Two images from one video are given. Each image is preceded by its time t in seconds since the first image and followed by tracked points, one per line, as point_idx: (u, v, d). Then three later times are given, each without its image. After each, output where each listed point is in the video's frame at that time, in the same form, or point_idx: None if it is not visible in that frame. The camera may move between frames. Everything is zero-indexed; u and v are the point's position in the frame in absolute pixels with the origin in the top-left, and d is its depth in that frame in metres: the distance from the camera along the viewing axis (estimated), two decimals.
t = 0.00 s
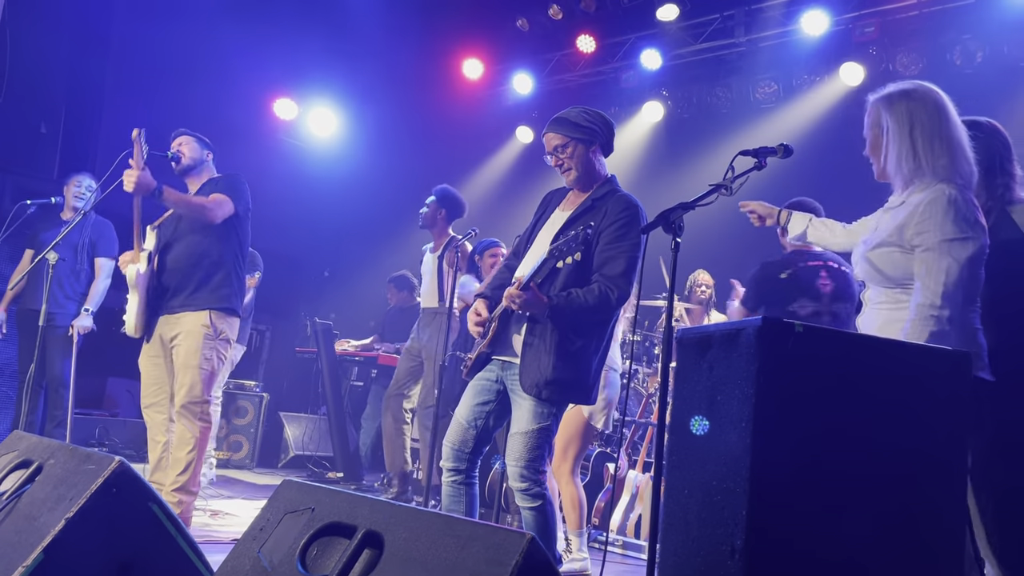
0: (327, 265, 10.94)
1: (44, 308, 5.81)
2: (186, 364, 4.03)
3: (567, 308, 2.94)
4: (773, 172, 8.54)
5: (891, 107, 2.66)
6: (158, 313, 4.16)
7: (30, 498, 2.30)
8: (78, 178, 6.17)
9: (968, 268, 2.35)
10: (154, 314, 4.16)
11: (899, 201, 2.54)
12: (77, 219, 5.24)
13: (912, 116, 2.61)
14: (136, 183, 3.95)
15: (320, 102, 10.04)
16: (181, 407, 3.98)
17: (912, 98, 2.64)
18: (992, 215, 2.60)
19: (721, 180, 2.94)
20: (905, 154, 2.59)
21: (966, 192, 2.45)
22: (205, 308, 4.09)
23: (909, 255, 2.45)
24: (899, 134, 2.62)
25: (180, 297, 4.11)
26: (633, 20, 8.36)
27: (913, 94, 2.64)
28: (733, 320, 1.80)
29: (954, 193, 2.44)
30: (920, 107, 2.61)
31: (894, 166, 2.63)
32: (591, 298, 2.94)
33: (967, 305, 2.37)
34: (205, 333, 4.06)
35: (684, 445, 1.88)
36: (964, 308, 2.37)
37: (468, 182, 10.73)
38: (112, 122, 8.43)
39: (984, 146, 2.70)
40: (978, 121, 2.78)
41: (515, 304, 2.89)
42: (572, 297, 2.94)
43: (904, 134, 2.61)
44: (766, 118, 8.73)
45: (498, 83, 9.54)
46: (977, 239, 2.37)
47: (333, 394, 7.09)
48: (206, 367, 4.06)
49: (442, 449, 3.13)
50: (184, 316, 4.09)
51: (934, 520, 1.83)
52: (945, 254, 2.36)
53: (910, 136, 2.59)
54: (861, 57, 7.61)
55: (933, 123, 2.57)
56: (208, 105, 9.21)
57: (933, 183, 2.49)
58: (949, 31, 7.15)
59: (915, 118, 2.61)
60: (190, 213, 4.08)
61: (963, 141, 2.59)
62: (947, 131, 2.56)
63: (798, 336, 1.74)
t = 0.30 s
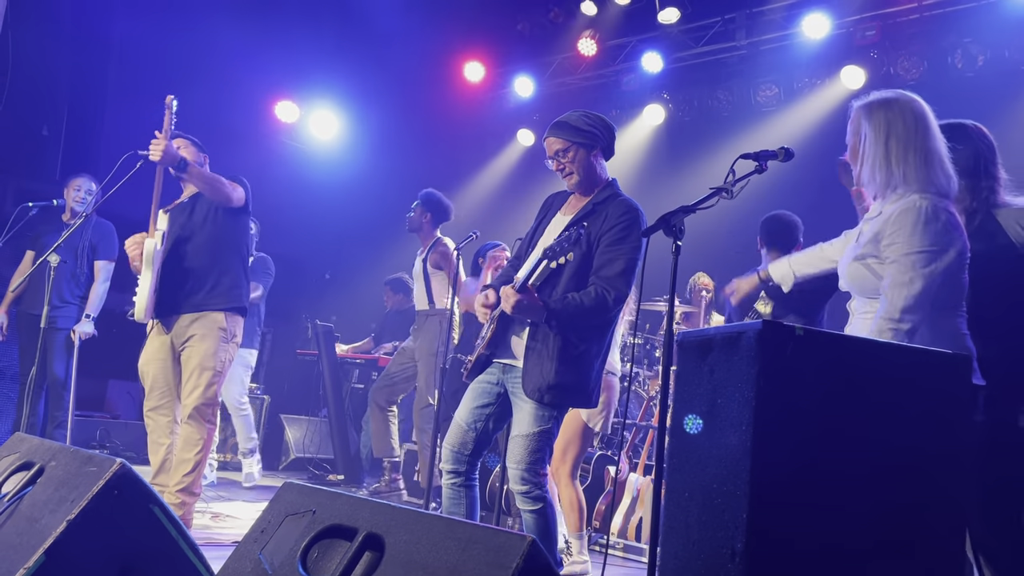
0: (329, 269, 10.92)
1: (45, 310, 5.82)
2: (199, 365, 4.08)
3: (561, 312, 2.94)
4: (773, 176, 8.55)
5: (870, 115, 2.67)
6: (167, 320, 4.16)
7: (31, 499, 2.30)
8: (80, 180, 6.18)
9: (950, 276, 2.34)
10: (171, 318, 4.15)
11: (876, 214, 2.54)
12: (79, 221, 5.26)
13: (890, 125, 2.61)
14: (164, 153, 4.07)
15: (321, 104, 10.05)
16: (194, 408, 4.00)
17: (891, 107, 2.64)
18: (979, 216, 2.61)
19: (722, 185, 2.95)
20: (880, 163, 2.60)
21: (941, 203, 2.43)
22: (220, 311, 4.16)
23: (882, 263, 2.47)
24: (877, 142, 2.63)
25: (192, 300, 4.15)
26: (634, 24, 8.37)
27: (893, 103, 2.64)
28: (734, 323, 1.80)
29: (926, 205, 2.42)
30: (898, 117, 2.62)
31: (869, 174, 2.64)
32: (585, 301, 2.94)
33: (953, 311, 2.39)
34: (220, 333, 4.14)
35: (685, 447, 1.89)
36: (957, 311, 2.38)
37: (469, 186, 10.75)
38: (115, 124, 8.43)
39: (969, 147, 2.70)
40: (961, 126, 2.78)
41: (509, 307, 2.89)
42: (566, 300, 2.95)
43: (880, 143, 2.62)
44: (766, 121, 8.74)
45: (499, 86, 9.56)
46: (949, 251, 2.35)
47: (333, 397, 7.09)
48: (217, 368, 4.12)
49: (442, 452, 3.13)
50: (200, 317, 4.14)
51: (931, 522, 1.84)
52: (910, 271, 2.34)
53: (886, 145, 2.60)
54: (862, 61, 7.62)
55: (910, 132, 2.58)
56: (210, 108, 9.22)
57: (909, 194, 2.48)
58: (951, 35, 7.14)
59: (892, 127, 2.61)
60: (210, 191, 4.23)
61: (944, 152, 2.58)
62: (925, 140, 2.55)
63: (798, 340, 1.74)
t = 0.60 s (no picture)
0: (330, 270, 11.00)
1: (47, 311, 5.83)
2: (204, 366, 4.08)
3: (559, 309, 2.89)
4: (775, 179, 8.54)
5: (869, 132, 2.67)
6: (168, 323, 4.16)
7: (32, 501, 2.30)
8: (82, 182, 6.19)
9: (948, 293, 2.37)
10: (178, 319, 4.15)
11: (871, 235, 2.54)
12: (81, 223, 5.27)
13: (887, 145, 2.61)
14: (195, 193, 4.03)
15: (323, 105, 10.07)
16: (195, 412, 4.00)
17: (889, 125, 2.64)
18: (973, 221, 2.72)
19: (723, 188, 2.95)
20: (875, 182, 2.60)
21: (936, 223, 2.43)
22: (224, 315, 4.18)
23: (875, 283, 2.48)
24: (875, 161, 2.63)
25: (194, 302, 4.16)
26: (634, 27, 8.39)
27: (891, 121, 2.64)
28: (735, 326, 1.81)
29: (914, 225, 2.42)
30: (895, 136, 2.62)
31: (864, 193, 2.65)
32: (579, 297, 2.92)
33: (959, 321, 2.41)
34: (223, 337, 4.17)
35: (687, 448, 1.89)
36: (956, 318, 2.39)
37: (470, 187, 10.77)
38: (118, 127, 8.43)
39: (962, 151, 2.83)
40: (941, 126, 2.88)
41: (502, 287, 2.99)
42: (563, 295, 2.90)
43: (877, 162, 2.62)
44: (766, 124, 8.75)
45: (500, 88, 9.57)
46: (944, 271, 2.37)
47: (334, 399, 7.09)
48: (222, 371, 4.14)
49: (442, 455, 3.13)
50: (199, 320, 4.13)
51: (935, 524, 1.84)
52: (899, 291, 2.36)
53: (882, 165, 2.61)
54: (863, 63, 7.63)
55: (906, 153, 2.58)
56: (212, 109, 9.23)
57: (904, 215, 2.48)
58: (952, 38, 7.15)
59: (889, 146, 2.62)
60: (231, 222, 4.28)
61: (941, 170, 2.60)
62: (922, 160, 2.56)
63: (799, 342, 1.75)
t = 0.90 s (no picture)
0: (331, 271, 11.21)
1: (50, 312, 5.85)
2: (186, 366, 4.08)
3: (553, 308, 2.93)
4: (777, 182, 8.55)
5: (881, 136, 2.71)
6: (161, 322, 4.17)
7: (36, 502, 2.31)
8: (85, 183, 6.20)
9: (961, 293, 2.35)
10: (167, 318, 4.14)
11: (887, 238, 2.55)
12: (83, 225, 5.28)
13: (900, 148, 2.65)
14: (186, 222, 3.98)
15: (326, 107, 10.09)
16: (187, 413, 4.01)
17: (902, 129, 2.67)
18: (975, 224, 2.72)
19: (726, 191, 2.95)
20: (889, 185, 2.63)
21: (944, 226, 2.43)
22: (208, 316, 4.13)
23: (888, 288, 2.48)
24: (887, 164, 2.66)
25: (196, 304, 4.17)
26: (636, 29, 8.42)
27: (902, 125, 2.68)
28: (736, 329, 1.81)
29: (926, 231, 2.43)
30: (907, 140, 2.65)
31: (878, 197, 2.67)
32: (573, 297, 2.93)
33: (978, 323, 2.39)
34: (207, 336, 4.12)
35: (688, 450, 1.90)
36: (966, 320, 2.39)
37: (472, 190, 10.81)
38: (121, 129, 8.44)
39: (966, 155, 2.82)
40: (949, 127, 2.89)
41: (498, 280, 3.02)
42: (557, 294, 2.92)
43: (890, 165, 2.65)
44: (768, 126, 8.75)
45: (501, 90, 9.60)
46: (952, 271, 2.35)
47: (336, 400, 7.10)
48: (212, 371, 4.13)
49: (445, 457, 3.13)
50: (185, 323, 4.13)
51: (936, 526, 1.84)
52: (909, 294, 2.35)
53: (894, 168, 2.63)
54: (865, 66, 7.64)
55: (919, 156, 2.61)
56: (215, 111, 9.25)
57: (915, 219, 2.51)
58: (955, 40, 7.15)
59: (902, 149, 2.65)
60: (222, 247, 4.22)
61: (956, 172, 2.62)
62: (935, 163, 2.59)
63: (800, 345, 1.75)
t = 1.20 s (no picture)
0: (333, 273, 11.18)
1: (52, 313, 5.86)
2: (184, 368, 4.09)
3: (549, 307, 2.93)
4: (780, 184, 8.54)
5: (898, 129, 2.74)
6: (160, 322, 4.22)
7: (39, 503, 2.31)
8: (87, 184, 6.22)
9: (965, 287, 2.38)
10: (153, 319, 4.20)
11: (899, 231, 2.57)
12: (86, 227, 5.29)
13: (917, 141, 2.68)
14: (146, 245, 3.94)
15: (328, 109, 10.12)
16: (184, 413, 4.05)
17: (920, 122, 2.70)
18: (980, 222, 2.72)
19: (727, 193, 2.96)
20: (903, 176, 2.66)
21: (952, 218, 2.46)
22: (204, 318, 4.16)
23: (893, 279, 2.51)
24: (903, 155, 2.69)
25: (197, 304, 4.17)
26: (639, 31, 8.45)
27: (919, 120, 2.71)
28: (738, 332, 1.81)
29: (932, 225, 2.46)
30: (924, 134, 2.68)
31: (891, 189, 2.70)
32: (568, 297, 2.92)
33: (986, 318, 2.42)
34: (202, 338, 4.14)
35: (692, 452, 1.90)
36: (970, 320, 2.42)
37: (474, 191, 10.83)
38: (124, 131, 8.45)
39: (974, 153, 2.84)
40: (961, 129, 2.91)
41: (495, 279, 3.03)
42: (552, 293, 2.92)
43: (905, 156, 2.68)
44: (769, 129, 8.75)
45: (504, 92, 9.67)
46: (958, 264, 2.37)
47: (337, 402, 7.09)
48: (210, 371, 4.16)
49: (448, 458, 3.13)
50: (180, 326, 4.16)
51: (937, 524, 1.84)
52: (913, 282, 2.38)
53: (908, 161, 2.66)
54: (867, 68, 7.65)
55: (934, 150, 2.64)
56: (218, 111, 9.26)
57: (923, 211, 2.53)
58: (957, 43, 7.15)
59: (918, 144, 2.68)
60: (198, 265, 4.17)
61: (971, 168, 2.64)
62: (950, 158, 2.61)
63: (803, 348, 1.75)
